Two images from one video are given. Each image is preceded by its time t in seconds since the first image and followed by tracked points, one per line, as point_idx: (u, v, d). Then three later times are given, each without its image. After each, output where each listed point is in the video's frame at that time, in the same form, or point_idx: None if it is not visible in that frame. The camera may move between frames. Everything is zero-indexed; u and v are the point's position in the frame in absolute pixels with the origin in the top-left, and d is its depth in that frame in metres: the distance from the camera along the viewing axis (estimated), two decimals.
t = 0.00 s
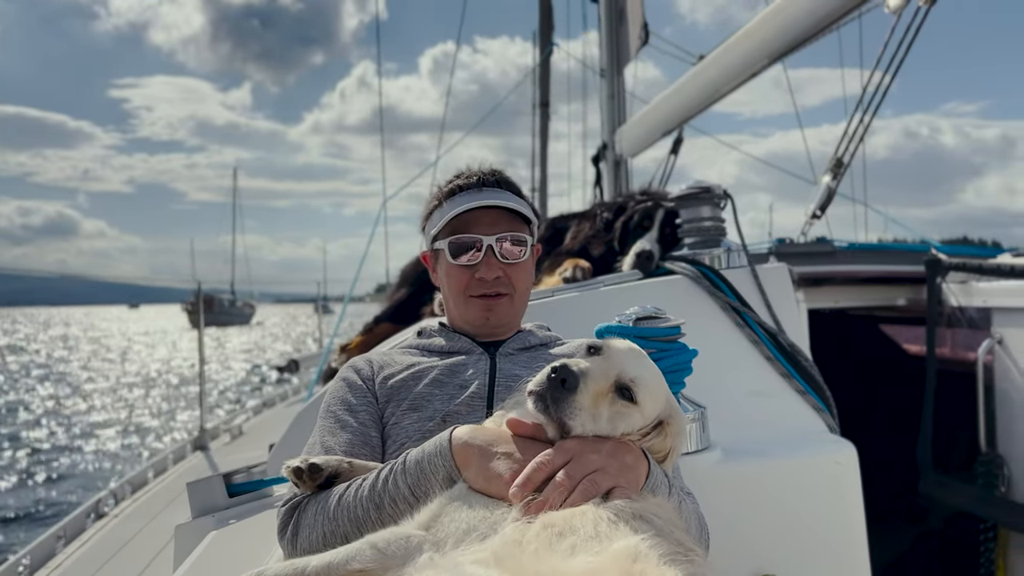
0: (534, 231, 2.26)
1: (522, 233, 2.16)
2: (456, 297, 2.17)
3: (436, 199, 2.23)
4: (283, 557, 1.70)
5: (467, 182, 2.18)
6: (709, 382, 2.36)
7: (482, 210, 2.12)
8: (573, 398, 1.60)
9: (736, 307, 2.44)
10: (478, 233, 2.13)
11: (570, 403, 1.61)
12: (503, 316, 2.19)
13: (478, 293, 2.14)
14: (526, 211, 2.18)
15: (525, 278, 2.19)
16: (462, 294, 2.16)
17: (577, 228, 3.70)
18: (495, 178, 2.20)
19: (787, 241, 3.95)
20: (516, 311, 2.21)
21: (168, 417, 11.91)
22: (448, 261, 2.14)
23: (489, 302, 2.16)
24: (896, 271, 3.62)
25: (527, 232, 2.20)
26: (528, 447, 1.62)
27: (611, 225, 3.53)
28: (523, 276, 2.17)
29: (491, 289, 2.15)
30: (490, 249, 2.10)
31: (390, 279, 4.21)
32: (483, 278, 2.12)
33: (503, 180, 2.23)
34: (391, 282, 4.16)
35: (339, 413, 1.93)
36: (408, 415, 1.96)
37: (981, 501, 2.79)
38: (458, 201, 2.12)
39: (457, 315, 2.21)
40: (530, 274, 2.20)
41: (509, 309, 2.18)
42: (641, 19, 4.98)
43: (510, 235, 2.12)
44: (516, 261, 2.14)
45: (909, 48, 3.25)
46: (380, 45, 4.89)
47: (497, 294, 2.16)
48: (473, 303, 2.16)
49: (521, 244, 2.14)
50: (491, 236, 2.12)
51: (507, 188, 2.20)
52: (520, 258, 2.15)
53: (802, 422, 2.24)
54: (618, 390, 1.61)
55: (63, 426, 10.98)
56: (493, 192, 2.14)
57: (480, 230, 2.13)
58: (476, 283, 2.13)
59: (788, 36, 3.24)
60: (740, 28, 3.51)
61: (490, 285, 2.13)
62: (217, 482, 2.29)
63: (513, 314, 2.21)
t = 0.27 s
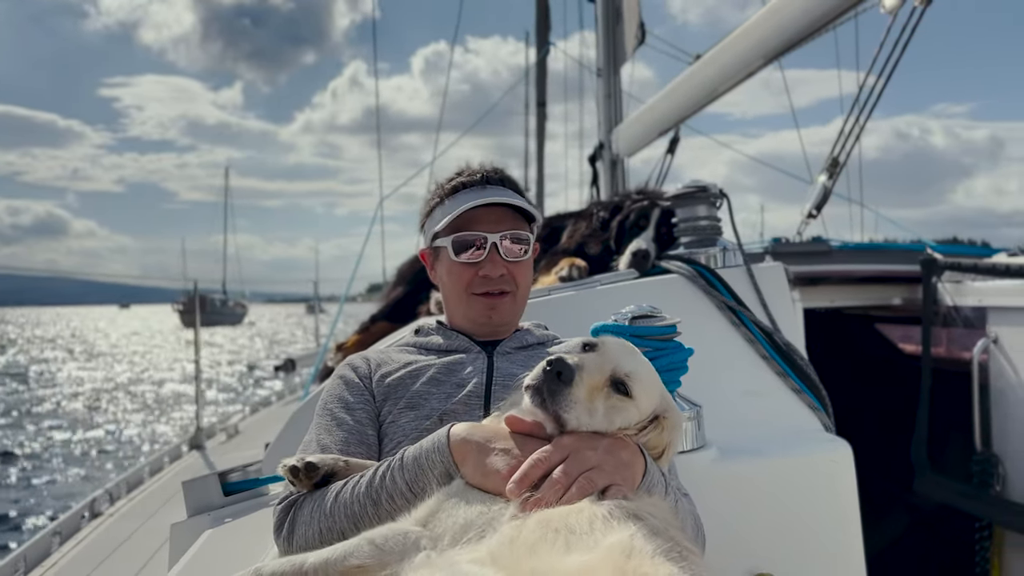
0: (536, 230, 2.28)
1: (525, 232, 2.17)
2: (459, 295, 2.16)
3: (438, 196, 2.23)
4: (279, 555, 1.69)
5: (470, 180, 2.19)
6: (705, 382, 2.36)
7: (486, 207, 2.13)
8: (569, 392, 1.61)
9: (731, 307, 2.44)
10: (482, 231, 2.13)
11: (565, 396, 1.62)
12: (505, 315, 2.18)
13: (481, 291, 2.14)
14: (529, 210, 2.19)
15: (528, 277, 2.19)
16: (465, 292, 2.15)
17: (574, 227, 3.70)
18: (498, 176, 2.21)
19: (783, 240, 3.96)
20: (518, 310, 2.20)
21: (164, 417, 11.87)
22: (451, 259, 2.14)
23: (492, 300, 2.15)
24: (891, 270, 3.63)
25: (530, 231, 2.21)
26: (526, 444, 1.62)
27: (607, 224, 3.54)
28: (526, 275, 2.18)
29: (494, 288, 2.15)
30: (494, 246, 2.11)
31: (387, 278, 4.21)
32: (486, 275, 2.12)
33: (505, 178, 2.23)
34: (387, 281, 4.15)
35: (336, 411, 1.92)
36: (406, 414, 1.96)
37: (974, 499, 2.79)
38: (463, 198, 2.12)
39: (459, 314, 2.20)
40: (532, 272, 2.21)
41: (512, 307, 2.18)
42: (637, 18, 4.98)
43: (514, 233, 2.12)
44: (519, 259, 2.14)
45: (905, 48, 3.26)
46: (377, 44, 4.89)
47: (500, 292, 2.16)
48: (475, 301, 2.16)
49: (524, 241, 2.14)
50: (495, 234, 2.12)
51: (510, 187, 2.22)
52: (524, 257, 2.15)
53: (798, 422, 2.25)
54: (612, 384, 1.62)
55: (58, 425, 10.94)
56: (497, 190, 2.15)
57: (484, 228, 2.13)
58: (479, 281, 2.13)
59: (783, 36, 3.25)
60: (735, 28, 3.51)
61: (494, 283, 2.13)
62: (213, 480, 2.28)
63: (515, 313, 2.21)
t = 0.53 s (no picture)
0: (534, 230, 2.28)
1: (525, 231, 2.18)
2: (461, 295, 2.15)
3: (437, 196, 2.22)
4: (275, 554, 1.69)
5: (470, 180, 2.19)
6: (701, 382, 2.36)
7: (487, 206, 2.13)
8: (564, 395, 1.61)
9: (729, 306, 2.45)
10: (484, 230, 2.13)
11: (561, 400, 1.62)
12: (506, 314, 2.19)
13: (483, 290, 2.14)
14: (529, 209, 2.20)
15: (528, 275, 2.19)
16: (467, 292, 2.14)
17: (571, 227, 3.70)
18: (496, 176, 2.21)
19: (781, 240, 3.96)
20: (519, 308, 2.21)
21: (161, 417, 11.85)
22: (453, 259, 2.13)
23: (494, 299, 2.15)
24: (889, 270, 3.64)
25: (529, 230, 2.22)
26: (519, 443, 1.61)
27: (605, 224, 3.53)
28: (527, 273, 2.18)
29: (497, 287, 2.15)
30: (496, 245, 2.11)
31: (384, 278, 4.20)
32: (488, 274, 2.12)
33: (504, 178, 2.24)
34: (384, 281, 4.15)
35: (332, 410, 1.92)
36: (401, 412, 1.96)
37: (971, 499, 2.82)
38: (464, 198, 2.12)
39: (461, 314, 2.19)
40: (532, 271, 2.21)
41: (513, 306, 2.18)
42: (635, 18, 4.98)
43: (516, 231, 2.13)
44: (520, 257, 2.15)
45: (901, 51, 3.27)
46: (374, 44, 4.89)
47: (502, 291, 2.16)
48: (478, 300, 2.15)
49: (526, 240, 2.15)
50: (497, 232, 2.12)
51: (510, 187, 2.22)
52: (525, 255, 2.16)
53: (794, 422, 2.25)
54: (609, 387, 1.62)
55: (55, 425, 10.93)
56: (497, 189, 2.16)
57: (486, 227, 2.13)
58: (481, 280, 2.13)
59: (781, 36, 3.25)
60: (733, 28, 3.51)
61: (496, 282, 2.13)
62: (210, 480, 2.28)
63: (516, 312, 2.21)
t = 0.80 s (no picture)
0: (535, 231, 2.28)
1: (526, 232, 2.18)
2: (463, 297, 2.16)
3: (437, 198, 2.21)
4: (275, 554, 1.69)
5: (471, 181, 2.19)
6: (701, 382, 2.36)
7: (489, 208, 2.12)
8: (560, 388, 1.62)
9: (728, 305, 2.44)
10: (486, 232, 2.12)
11: (557, 394, 1.62)
12: (508, 315, 2.19)
13: (485, 292, 2.14)
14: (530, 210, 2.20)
15: (530, 276, 2.20)
16: (469, 294, 2.15)
17: (570, 227, 3.70)
18: (497, 177, 2.21)
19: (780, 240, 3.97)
20: (521, 309, 2.22)
21: (158, 417, 11.82)
22: (455, 261, 2.13)
23: (497, 301, 2.15)
24: (888, 270, 3.64)
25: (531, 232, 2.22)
26: (522, 442, 1.61)
27: (604, 224, 3.53)
28: (528, 275, 2.18)
29: (499, 289, 2.15)
30: (498, 247, 2.11)
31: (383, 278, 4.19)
32: (491, 277, 2.12)
33: (505, 179, 2.24)
34: (383, 281, 4.14)
35: (332, 410, 1.92)
36: (401, 412, 1.95)
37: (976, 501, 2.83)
38: (465, 200, 2.12)
39: (463, 316, 2.19)
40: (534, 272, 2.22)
41: (515, 308, 2.19)
42: (633, 18, 4.98)
43: (517, 233, 2.13)
44: (522, 259, 2.15)
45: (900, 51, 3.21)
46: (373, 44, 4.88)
47: (504, 293, 2.16)
48: (480, 302, 2.15)
49: (527, 242, 2.15)
50: (499, 234, 2.12)
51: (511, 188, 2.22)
52: (526, 257, 2.16)
53: (794, 421, 2.25)
54: (606, 381, 1.62)
55: (52, 425, 10.91)
56: (499, 191, 2.15)
57: (488, 229, 2.13)
58: (484, 282, 2.13)
59: (780, 36, 3.25)
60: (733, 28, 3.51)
61: (498, 284, 2.13)
62: (209, 480, 2.28)
63: (518, 313, 2.22)
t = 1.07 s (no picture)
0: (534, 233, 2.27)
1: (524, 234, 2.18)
2: (461, 300, 2.16)
3: (434, 201, 2.21)
4: (274, 553, 1.69)
5: (468, 183, 2.20)
6: (700, 382, 2.36)
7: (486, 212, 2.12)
8: (548, 389, 1.61)
9: (728, 305, 2.45)
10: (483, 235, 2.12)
11: (548, 395, 1.62)
12: (507, 319, 2.19)
13: (483, 296, 2.14)
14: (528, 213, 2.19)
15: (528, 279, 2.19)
16: (467, 298, 2.15)
17: (570, 226, 3.70)
18: (493, 179, 2.21)
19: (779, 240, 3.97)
20: (519, 312, 2.21)
21: (156, 417, 11.81)
22: (452, 265, 2.13)
23: (495, 305, 2.16)
24: (886, 269, 3.64)
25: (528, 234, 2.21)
26: (521, 441, 1.61)
27: (604, 223, 3.53)
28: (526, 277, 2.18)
29: (497, 292, 2.14)
30: (496, 251, 2.10)
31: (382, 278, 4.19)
32: (489, 280, 2.12)
33: (502, 181, 2.23)
34: (382, 281, 4.14)
35: (331, 410, 1.92)
36: (401, 411, 1.95)
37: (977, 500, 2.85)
38: (462, 204, 2.11)
39: (462, 320, 2.19)
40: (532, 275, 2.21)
41: (514, 311, 2.19)
42: (632, 18, 4.98)
43: (514, 237, 2.12)
44: (519, 262, 2.14)
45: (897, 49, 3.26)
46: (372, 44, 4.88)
47: (502, 297, 2.16)
48: (479, 306, 2.15)
49: (525, 245, 2.15)
50: (496, 238, 2.12)
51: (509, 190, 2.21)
52: (524, 260, 2.16)
53: (793, 421, 2.25)
54: (597, 380, 1.62)
55: (51, 425, 10.89)
56: (496, 194, 2.15)
57: (485, 233, 2.13)
58: (481, 286, 2.13)
59: (779, 35, 3.25)
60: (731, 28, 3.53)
61: (496, 288, 2.13)
62: (208, 480, 2.27)
63: (516, 316, 2.21)
